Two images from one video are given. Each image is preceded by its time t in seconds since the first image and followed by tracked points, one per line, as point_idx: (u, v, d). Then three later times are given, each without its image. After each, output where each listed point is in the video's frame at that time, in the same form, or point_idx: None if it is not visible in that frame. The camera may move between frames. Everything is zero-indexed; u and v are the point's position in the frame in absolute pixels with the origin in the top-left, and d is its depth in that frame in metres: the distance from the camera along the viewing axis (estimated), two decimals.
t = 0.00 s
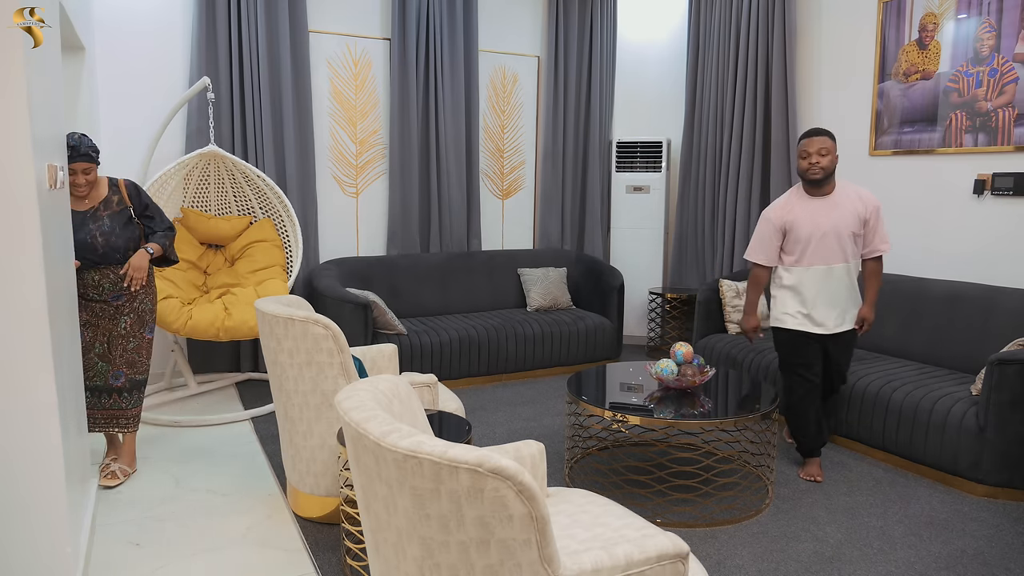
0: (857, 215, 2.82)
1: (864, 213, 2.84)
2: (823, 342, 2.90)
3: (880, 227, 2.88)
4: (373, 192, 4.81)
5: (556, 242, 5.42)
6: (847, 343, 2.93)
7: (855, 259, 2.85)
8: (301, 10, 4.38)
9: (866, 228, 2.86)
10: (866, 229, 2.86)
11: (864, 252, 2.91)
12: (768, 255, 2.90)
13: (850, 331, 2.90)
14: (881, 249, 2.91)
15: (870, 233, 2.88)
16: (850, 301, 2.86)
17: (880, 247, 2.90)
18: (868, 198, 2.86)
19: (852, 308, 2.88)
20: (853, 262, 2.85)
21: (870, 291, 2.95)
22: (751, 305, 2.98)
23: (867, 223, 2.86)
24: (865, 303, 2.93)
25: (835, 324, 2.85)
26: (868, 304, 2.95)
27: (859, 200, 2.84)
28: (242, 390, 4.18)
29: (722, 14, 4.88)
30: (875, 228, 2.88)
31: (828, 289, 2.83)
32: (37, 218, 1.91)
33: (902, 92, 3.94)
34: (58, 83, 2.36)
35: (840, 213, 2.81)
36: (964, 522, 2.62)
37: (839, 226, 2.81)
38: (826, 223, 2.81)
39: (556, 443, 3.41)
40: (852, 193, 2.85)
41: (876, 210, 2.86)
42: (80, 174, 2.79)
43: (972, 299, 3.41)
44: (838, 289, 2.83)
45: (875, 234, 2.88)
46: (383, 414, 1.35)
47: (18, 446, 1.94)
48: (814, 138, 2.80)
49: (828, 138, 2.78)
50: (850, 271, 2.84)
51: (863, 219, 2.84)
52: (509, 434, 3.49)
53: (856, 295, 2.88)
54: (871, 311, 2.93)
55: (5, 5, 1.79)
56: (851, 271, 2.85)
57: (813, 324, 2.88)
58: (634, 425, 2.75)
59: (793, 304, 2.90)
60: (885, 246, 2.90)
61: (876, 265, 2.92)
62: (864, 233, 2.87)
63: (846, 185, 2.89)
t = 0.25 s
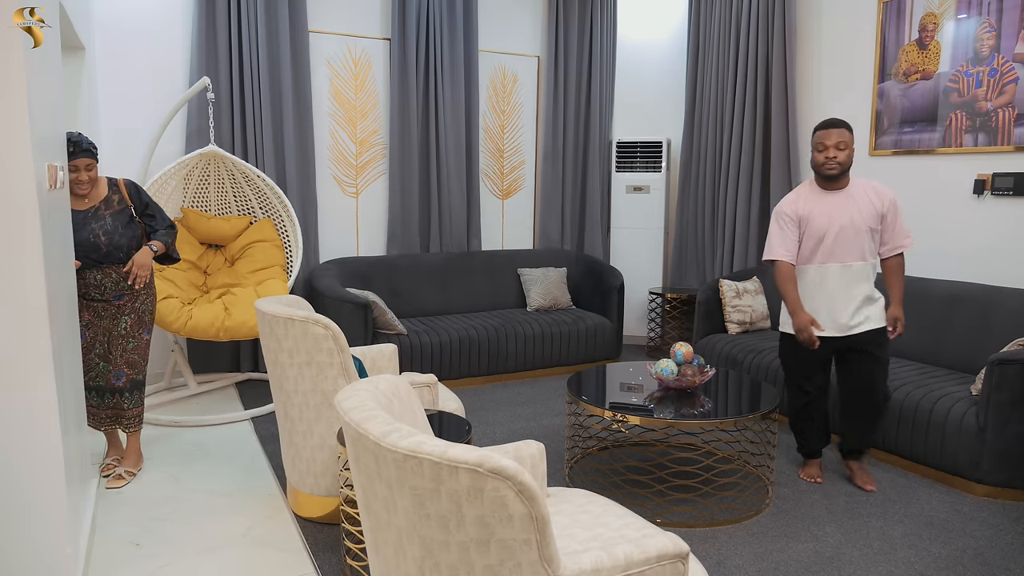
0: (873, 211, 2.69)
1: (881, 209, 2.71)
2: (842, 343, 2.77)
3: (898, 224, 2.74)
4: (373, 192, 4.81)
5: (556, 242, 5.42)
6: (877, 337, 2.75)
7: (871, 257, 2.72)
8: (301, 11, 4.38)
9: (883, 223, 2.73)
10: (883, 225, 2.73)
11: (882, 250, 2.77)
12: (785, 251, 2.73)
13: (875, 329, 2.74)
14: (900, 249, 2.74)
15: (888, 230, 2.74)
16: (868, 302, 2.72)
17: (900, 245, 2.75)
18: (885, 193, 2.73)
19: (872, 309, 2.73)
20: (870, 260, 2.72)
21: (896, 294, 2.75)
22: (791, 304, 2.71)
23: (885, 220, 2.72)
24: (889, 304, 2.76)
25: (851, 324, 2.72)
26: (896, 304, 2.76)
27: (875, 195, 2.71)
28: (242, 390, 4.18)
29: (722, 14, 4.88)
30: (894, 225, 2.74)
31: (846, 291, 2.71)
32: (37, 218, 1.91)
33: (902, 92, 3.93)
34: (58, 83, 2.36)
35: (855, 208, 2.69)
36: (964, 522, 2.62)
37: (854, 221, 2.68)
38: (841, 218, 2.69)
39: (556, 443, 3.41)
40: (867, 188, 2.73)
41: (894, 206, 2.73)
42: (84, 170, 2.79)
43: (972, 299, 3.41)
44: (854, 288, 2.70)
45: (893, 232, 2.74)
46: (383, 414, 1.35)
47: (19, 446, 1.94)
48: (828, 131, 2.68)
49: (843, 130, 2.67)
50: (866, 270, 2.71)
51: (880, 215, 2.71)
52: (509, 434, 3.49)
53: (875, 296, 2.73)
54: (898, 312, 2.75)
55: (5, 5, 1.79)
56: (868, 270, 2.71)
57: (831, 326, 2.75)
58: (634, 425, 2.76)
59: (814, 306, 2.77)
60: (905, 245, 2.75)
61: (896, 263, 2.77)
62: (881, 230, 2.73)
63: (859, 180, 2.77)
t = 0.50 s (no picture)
0: (903, 222, 2.45)
1: (911, 221, 2.46)
2: (861, 362, 2.53)
3: (931, 239, 2.48)
4: (373, 192, 4.81)
5: (556, 242, 5.42)
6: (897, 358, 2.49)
7: (897, 272, 2.48)
8: (301, 11, 4.38)
9: (913, 237, 2.48)
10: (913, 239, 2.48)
11: (911, 266, 2.52)
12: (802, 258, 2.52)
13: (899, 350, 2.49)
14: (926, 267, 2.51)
15: (917, 245, 2.49)
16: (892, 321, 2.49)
17: (930, 262, 2.50)
18: (917, 204, 2.48)
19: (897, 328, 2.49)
20: (896, 276, 2.48)
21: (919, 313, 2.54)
22: (815, 313, 2.50)
23: (915, 232, 2.47)
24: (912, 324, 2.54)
25: (873, 344, 2.49)
26: (918, 326, 2.55)
27: (906, 205, 2.46)
28: (242, 390, 4.18)
29: (722, 14, 4.88)
30: (926, 240, 2.48)
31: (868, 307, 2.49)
32: (37, 219, 1.91)
33: (902, 92, 3.93)
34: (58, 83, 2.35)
35: (881, 217, 2.45)
36: (964, 522, 2.62)
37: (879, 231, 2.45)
38: (865, 227, 2.46)
39: (556, 443, 3.41)
40: (898, 196, 2.48)
41: (929, 218, 2.47)
42: (93, 167, 2.81)
43: (972, 300, 3.40)
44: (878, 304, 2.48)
45: (925, 247, 2.48)
46: (383, 415, 1.35)
47: (18, 446, 1.94)
48: (859, 130, 2.44)
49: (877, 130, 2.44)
50: (891, 285, 2.47)
51: (911, 227, 2.46)
52: (509, 434, 3.49)
53: (901, 314, 2.49)
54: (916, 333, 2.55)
55: (4, 5, 1.79)
56: (894, 286, 2.48)
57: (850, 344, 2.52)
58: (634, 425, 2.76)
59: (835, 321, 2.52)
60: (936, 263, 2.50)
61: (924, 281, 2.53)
62: (912, 244, 2.48)
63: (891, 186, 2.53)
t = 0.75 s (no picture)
0: (929, 219, 2.24)
1: (937, 218, 2.25)
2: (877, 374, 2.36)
3: (962, 238, 2.26)
4: (373, 192, 4.81)
5: (556, 242, 5.42)
6: (913, 374, 2.35)
7: (921, 274, 2.27)
8: (300, 10, 4.38)
9: (941, 236, 2.26)
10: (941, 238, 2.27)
11: (940, 267, 2.30)
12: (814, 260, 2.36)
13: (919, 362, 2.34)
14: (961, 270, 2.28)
15: (946, 244, 2.27)
16: (913, 330, 2.31)
17: (963, 263, 2.27)
18: (946, 199, 2.26)
19: (917, 337, 2.32)
20: (920, 278, 2.28)
21: (949, 319, 2.33)
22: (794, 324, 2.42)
23: (943, 231, 2.26)
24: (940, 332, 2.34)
25: (893, 355, 2.32)
26: (945, 335, 2.34)
27: (933, 201, 2.25)
28: (242, 390, 4.18)
29: (722, 14, 4.88)
30: (956, 239, 2.26)
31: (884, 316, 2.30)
32: (37, 219, 1.91)
33: (902, 92, 3.93)
34: (58, 83, 2.35)
35: (903, 214, 2.25)
36: (964, 522, 2.62)
37: (900, 230, 2.25)
38: (885, 225, 2.26)
39: (556, 443, 3.41)
40: (924, 192, 2.27)
41: (959, 215, 2.25)
42: (115, 163, 2.85)
43: (972, 300, 3.40)
44: (897, 312, 2.29)
45: (955, 247, 2.27)
46: (383, 414, 1.35)
47: (18, 446, 1.94)
48: (882, 120, 2.26)
49: (900, 120, 2.24)
50: (913, 289, 2.27)
51: (938, 226, 2.25)
52: (509, 434, 3.49)
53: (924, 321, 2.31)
54: (947, 344, 2.33)
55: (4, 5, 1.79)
56: (919, 292, 2.28)
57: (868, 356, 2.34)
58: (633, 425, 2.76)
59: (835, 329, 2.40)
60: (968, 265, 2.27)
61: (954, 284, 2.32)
62: (940, 243, 2.27)
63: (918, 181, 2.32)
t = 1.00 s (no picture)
0: (932, 229, 1.97)
1: (942, 225, 1.97)
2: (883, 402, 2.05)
3: (973, 246, 1.97)
4: (373, 192, 4.81)
5: (556, 242, 5.42)
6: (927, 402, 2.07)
7: (932, 290, 1.99)
8: (301, 10, 4.38)
9: (949, 247, 1.98)
10: (949, 249, 1.99)
11: (952, 279, 2.01)
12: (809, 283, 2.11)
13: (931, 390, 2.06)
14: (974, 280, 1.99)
15: (956, 253, 1.99)
16: (921, 352, 2.01)
17: (977, 275, 1.98)
18: (950, 203, 1.98)
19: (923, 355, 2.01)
20: (930, 294, 1.99)
21: (962, 335, 2.04)
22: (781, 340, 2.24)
23: (950, 240, 1.97)
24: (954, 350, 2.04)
25: (904, 383, 2.02)
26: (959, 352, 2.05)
27: (935, 208, 1.97)
28: (242, 390, 4.18)
29: (722, 14, 4.88)
30: (967, 248, 1.97)
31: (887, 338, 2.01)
32: (37, 219, 1.91)
33: (902, 92, 3.93)
34: (58, 83, 2.35)
35: (903, 225, 1.98)
36: (964, 522, 2.62)
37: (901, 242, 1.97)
38: (883, 239, 2.00)
39: (556, 443, 3.41)
40: (925, 197, 1.99)
41: (968, 220, 1.96)
42: (145, 167, 2.96)
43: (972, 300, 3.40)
44: (898, 333, 2.00)
45: (966, 256, 1.98)
46: (383, 415, 1.35)
47: (18, 446, 1.94)
48: (866, 123, 2.01)
49: (886, 120, 1.99)
50: (923, 308, 1.99)
51: (944, 235, 1.97)
52: (509, 434, 3.49)
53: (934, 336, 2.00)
54: (965, 365, 2.03)
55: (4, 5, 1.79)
56: (926, 309, 1.98)
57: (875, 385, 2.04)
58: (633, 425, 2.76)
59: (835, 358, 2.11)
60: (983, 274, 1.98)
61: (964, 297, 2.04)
62: (948, 254, 1.98)
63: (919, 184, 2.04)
